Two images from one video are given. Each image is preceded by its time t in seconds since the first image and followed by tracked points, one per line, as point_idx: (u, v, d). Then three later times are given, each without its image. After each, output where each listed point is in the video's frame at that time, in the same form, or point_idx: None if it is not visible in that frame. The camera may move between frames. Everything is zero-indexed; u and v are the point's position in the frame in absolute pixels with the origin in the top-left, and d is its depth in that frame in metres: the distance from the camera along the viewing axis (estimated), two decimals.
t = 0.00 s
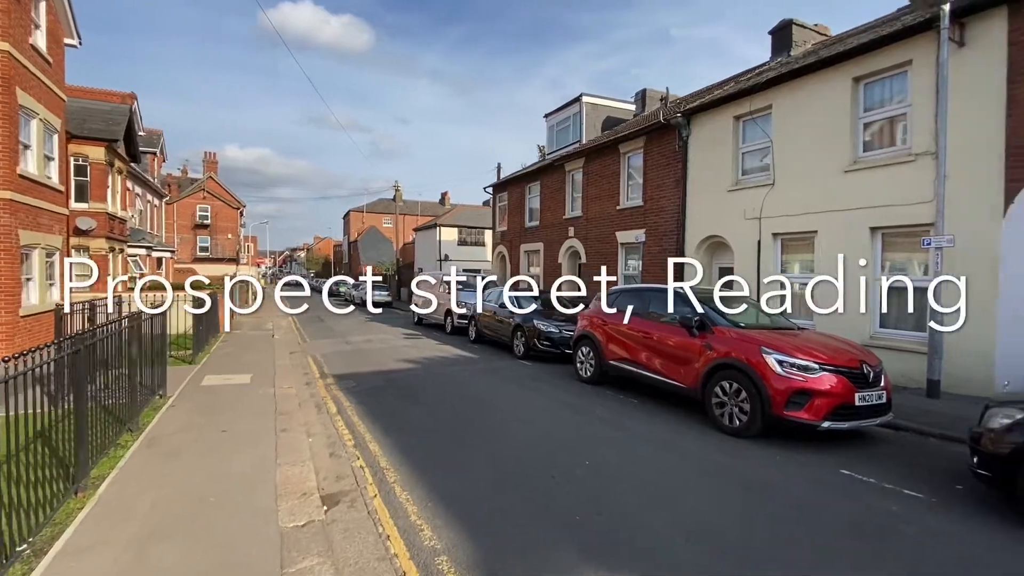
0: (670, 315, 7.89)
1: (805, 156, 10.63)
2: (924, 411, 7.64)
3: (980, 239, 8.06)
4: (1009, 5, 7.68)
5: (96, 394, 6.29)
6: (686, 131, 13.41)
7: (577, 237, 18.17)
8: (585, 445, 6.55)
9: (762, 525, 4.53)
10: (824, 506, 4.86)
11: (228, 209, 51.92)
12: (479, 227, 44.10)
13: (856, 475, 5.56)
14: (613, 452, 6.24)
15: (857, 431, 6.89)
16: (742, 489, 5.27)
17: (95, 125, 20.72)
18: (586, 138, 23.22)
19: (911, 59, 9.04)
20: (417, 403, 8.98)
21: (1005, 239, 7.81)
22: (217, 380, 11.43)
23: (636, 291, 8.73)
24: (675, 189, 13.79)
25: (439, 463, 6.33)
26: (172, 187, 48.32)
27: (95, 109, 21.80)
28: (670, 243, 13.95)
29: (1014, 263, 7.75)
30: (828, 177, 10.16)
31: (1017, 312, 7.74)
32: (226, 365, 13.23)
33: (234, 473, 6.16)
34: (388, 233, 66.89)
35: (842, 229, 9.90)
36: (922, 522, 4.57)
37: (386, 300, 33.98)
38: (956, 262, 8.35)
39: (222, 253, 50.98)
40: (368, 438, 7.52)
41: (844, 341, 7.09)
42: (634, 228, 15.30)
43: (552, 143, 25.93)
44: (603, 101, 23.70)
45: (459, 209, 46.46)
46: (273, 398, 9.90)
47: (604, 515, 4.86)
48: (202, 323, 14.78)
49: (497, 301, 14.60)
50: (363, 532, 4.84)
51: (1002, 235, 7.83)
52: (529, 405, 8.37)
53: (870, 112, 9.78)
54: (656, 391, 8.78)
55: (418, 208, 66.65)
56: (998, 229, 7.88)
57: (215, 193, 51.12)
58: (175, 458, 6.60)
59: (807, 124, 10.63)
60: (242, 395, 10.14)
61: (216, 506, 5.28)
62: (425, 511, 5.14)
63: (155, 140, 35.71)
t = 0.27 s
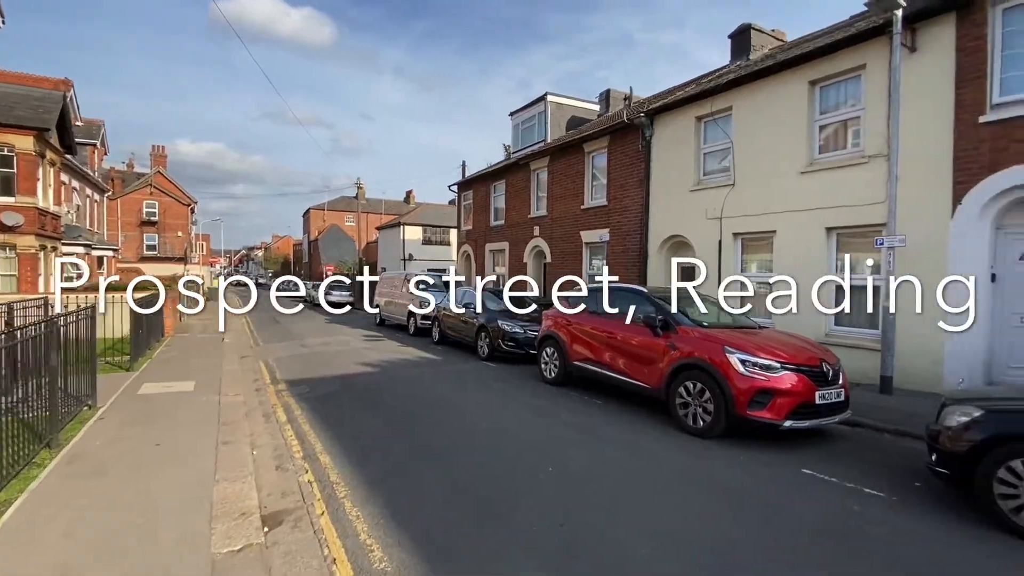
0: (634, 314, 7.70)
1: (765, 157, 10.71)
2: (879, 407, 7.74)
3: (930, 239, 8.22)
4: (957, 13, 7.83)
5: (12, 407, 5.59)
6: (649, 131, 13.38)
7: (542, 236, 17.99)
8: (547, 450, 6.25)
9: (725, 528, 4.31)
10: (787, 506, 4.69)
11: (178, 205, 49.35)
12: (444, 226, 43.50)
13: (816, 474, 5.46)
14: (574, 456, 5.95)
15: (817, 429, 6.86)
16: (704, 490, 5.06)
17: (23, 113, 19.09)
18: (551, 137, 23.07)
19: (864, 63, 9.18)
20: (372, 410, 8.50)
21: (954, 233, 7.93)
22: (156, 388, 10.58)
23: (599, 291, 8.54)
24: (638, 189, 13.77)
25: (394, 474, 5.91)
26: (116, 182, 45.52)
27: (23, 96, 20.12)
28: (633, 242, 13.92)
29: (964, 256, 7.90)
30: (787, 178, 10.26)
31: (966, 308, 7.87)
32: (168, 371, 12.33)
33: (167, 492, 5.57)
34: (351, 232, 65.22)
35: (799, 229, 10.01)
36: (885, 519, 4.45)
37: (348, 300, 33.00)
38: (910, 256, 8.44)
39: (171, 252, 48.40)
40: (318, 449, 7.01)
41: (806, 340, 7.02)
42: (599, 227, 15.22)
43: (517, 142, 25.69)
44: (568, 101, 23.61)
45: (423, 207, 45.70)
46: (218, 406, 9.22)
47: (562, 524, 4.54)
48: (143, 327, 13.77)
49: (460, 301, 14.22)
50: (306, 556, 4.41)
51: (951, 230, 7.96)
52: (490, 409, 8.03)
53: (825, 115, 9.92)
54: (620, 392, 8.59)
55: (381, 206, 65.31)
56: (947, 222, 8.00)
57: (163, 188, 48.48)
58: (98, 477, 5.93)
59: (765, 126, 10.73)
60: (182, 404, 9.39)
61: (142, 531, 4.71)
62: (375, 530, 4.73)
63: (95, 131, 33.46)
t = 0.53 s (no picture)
0: (586, 315, 7.52)
1: (713, 159, 10.84)
2: (822, 404, 7.93)
3: (866, 241, 8.54)
4: (890, 25, 8.14)
5: None
6: (602, 131, 13.37)
7: (497, 236, 17.71)
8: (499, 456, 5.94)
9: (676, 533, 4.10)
10: (740, 506, 4.58)
11: (105, 200, 45.66)
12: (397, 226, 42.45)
13: (764, 475, 5.26)
14: (524, 462, 5.66)
15: (766, 428, 6.91)
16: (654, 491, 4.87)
17: None
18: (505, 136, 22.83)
19: (805, 71, 9.42)
20: (313, 421, 7.91)
21: (886, 238, 8.30)
22: (67, 402, 9.52)
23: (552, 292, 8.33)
24: (592, 189, 13.74)
25: (333, 492, 5.39)
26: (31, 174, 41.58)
27: None
28: (586, 242, 13.89)
29: (896, 258, 8.20)
30: (733, 181, 10.43)
31: (898, 309, 8.20)
32: (84, 382, 11.16)
33: (64, 525, 4.83)
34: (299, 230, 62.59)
35: (746, 231, 10.20)
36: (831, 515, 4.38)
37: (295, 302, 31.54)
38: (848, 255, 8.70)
39: (97, 250, 44.72)
40: (250, 468, 6.36)
41: (754, 341, 7.03)
42: (553, 227, 15.10)
43: (472, 140, 25.29)
44: (523, 100, 23.46)
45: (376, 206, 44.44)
46: (138, 422, 8.33)
47: (505, 536, 4.22)
48: (55, 334, 12.44)
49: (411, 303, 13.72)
50: None
51: (884, 235, 8.32)
52: (440, 415, 7.64)
53: (769, 121, 10.12)
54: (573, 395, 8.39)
55: (331, 204, 63.10)
56: (881, 228, 8.35)
57: (88, 182, 44.75)
58: None
59: (713, 129, 10.86)
60: (96, 419, 8.43)
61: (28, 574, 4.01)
62: (309, 557, 4.21)
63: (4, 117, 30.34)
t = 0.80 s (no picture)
0: (531, 316, 7.27)
1: (655, 161, 10.97)
2: (759, 400, 8.17)
3: (796, 243, 8.89)
4: (818, 37, 8.51)
5: None
6: (547, 132, 13.28)
7: (442, 236, 17.26)
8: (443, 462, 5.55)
9: (617, 535, 3.89)
10: (691, 501, 4.47)
11: (1, 192, 40.78)
12: (338, 224, 40.78)
13: (706, 474, 5.03)
14: (470, 468, 5.31)
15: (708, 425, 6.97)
16: (597, 492, 4.65)
17: None
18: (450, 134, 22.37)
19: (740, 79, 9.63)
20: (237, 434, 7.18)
21: (813, 241, 8.69)
22: None
23: (496, 293, 8.01)
24: (537, 190, 13.64)
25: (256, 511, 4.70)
26: None
27: None
28: (532, 243, 13.77)
29: (823, 260, 8.60)
30: (673, 184, 10.61)
31: (824, 308, 8.59)
32: None
33: None
34: (231, 228, 58.89)
35: (685, 232, 10.39)
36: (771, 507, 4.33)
37: (225, 305, 29.52)
38: (781, 258, 9.09)
39: None
40: (158, 494, 5.48)
41: (697, 341, 7.00)
42: (499, 227, 14.88)
43: (416, 137, 24.63)
44: (468, 99, 23.09)
45: (315, 203, 42.52)
46: (25, 442, 7.24)
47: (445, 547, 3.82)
48: None
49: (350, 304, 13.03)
50: None
51: (812, 238, 8.70)
52: (379, 422, 7.16)
53: (707, 126, 10.30)
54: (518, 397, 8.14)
55: (267, 200, 59.81)
56: (810, 231, 8.73)
57: None
58: None
59: (655, 132, 10.97)
60: None
61: None
62: None
63: None
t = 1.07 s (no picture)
0: (471, 317, 6.95)
1: (595, 161, 10.97)
2: (695, 394, 8.28)
3: (728, 244, 9.16)
4: (749, 45, 8.80)
5: None
6: (488, 129, 13.02)
7: (379, 234, 16.55)
8: (374, 475, 5.08)
9: (562, 546, 3.65)
10: (636, 504, 4.31)
11: None
12: (267, 221, 38.42)
13: (649, 475, 4.90)
14: (403, 481, 4.87)
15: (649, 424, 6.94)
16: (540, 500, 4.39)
17: None
18: (389, 128, 21.58)
19: (675, 83, 9.76)
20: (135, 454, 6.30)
21: (744, 243, 8.98)
22: None
23: (435, 293, 7.62)
24: (478, 188, 13.34)
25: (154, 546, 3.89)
26: None
27: None
28: (473, 242, 13.46)
29: (753, 261, 8.91)
30: (612, 185, 10.66)
31: (755, 307, 8.90)
32: None
33: None
34: (145, 224, 54.05)
35: (624, 232, 10.47)
36: (713, 506, 4.26)
37: (136, 308, 26.89)
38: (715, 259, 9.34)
39: None
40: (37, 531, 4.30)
41: (638, 340, 6.96)
42: (439, 226, 14.43)
43: (352, 131, 23.57)
44: (407, 93, 22.38)
45: (241, 199, 39.84)
46: None
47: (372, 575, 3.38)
48: None
49: (277, 306, 12.12)
50: None
51: (743, 240, 8.99)
52: (305, 434, 6.55)
53: (645, 129, 10.37)
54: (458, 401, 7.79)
55: (186, 194, 55.42)
56: (741, 232, 9.02)
57: None
58: None
59: (594, 133, 10.98)
60: None
61: None
62: None
63: None
